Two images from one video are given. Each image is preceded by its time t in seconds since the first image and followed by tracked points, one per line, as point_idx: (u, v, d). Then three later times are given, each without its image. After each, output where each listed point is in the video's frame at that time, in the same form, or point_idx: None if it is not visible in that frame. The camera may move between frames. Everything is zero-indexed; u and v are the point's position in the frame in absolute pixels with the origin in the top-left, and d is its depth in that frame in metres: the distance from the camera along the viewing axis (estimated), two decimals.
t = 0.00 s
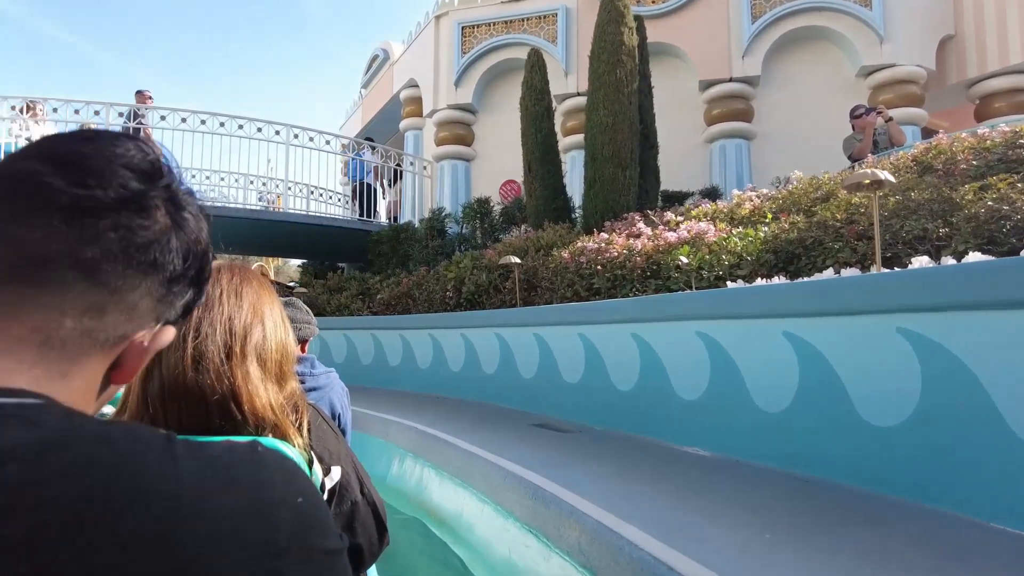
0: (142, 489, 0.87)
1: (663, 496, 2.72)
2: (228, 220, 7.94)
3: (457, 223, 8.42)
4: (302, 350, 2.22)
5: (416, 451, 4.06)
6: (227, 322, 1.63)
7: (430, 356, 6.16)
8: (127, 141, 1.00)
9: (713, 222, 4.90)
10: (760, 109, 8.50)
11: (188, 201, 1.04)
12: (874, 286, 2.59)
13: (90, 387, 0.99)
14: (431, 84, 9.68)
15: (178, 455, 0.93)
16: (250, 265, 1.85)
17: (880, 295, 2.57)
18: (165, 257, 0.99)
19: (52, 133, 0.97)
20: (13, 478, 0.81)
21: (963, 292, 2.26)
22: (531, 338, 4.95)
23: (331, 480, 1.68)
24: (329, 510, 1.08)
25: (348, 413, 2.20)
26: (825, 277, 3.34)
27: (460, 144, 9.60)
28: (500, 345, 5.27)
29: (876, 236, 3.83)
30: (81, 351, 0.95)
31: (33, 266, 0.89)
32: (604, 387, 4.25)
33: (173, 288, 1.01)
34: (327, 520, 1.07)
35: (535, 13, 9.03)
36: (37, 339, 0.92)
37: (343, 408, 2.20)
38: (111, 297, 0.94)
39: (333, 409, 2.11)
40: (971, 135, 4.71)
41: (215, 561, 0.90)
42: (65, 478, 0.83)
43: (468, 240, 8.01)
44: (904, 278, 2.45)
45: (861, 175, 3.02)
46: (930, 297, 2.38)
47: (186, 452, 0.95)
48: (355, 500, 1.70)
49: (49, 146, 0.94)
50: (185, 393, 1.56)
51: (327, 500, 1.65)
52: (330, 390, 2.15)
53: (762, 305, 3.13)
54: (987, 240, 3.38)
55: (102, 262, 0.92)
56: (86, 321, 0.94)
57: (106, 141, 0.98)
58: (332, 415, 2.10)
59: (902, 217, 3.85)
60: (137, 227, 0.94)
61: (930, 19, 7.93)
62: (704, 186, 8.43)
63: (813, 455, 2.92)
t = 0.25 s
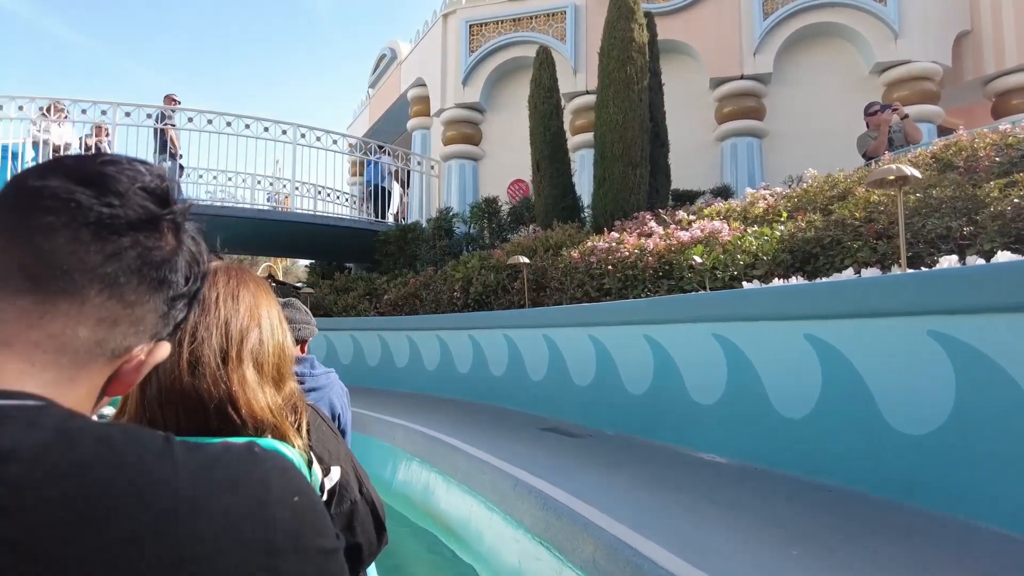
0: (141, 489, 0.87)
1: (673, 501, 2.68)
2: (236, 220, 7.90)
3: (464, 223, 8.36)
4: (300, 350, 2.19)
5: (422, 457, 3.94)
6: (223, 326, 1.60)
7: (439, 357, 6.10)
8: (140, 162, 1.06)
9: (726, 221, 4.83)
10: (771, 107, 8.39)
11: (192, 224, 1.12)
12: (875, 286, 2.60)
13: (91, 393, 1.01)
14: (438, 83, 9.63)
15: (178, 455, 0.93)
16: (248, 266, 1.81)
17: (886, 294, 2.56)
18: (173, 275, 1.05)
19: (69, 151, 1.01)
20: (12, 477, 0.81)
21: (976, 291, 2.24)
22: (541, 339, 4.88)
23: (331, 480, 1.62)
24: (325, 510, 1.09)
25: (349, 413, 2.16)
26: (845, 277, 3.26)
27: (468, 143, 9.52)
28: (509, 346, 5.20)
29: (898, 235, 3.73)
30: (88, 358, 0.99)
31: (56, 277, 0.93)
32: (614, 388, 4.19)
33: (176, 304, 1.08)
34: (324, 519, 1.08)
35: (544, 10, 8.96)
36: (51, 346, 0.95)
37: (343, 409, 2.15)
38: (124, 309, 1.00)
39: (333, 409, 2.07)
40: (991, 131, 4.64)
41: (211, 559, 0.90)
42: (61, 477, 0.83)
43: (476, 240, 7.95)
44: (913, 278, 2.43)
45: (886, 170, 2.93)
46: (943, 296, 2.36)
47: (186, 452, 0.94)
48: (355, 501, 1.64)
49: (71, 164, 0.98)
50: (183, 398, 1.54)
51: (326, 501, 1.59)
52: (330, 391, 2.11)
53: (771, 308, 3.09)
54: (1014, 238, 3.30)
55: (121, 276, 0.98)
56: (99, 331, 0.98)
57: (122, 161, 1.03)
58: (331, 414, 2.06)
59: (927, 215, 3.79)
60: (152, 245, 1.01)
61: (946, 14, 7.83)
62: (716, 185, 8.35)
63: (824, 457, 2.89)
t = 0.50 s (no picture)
0: (162, 483, 0.89)
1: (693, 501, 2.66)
2: (246, 219, 7.87)
3: (476, 222, 8.28)
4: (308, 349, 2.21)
5: (435, 460, 3.83)
6: (230, 325, 1.56)
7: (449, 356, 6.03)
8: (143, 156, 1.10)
9: (748, 218, 4.74)
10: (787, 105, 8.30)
11: (196, 215, 1.16)
12: (889, 287, 2.61)
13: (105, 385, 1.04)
14: (449, 81, 9.57)
15: (197, 451, 0.95)
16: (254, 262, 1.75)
17: (899, 295, 2.58)
18: (180, 266, 1.09)
19: (73, 145, 1.04)
20: (37, 471, 0.83)
21: (994, 293, 2.24)
22: (556, 339, 4.79)
23: (342, 479, 1.69)
24: (346, 505, 1.11)
25: (355, 412, 2.18)
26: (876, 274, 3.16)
27: (479, 141, 9.45)
28: (524, 347, 5.13)
29: (929, 231, 3.55)
30: (104, 351, 1.01)
31: (70, 269, 0.96)
32: (633, 390, 4.11)
33: (184, 293, 1.11)
34: (344, 514, 1.10)
35: (556, 6, 8.88)
36: (68, 338, 0.98)
37: (349, 408, 2.18)
38: (137, 300, 1.03)
39: (340, 407, 2.10)
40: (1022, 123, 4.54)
41: (235, 553, 0.91)
42: (85, 471, 0.85)
43: (487, 239, 7.88)
44: (928, 279, 2.45)
45: (926, 161, 2.85)
46: (960, 298, 2.37)
47: (205, 447, 0.97)
48: (365, 498, 1.72)
49: (78, 159, 1.01)
50: (191, 397, 1.52)
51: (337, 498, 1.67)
52: (336, 390, 2.13)
53: (795, 306, 3.05)
54: None
55: (133, 267, 1.01)
56: (114, 322, 1.01)
57: (126, 154, 1.07)
58: (338, 413, 2.09)
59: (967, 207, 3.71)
60: (161, 234, 1.05)
61: (967, 8, 7.70)
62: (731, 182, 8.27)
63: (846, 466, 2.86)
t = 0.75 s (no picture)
0: (178, 480, 0.87)
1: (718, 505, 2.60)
2: (259, 217, 7.84)
3: (488, 220, 8.20)
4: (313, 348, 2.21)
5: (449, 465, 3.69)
6: (236, 323, 1.53)
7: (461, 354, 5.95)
8: (159, 154, 1.07)
9: (767, 215, 4.65)
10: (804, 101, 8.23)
11: (210, 215, 1.13)
12: (894, 287, 2.52)
13: (117, 380, 0.99)
14: (461, 78, 9.51)
15: (210, 449, 0.93)
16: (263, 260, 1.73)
17: (900, 294, 2.51)
18: (194, 265, 1.05)
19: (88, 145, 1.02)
20: (54, 466, 0.80)
21: (985, 294, 2.21)
22: (570, 339, 4.69)
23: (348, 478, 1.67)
24: (354, 505, 1.11)
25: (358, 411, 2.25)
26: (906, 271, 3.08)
27: (491, 139, 9.38)
28: (537, 346, 5.03)
29: (959, 229, 3.52)
30: (118, 347, 0.97)
31: (85, 266, 0.92)
32: (648, 391, 3.99)
33: (198, 294, 1.08)
34: (352, 514, 1.10)
35: (568, 2, 8.79)
36: (83, 335, 0.93)
37: (352, 407, 2.25)
38: (151, 298, 0.99)
39: (344, 406, 2.16)
40: None
41: (249, 551, 0.90)
42: (101, 468, 0.83)
43: (499, 237, 7.81)
44: (915, 280, 2.41)
45: (966, 152, 2.77)
46: (952, 298, 2.33)
47: (218, 444, 0.95)
48: (368, 499, 1.70)
49: (93, 154, 0.99)
50: (197, 396, 1.51)
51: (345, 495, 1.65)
52: (342, 388, 2.21)
53: (806, 306, 2.94)
54: None
55: (148, 265, 0.98)
56: (128, 320, 0.97)
57: (141, 153, 1.04)
58: (342, 411, 2.15)
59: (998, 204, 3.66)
60: (175, 232, 1.01)
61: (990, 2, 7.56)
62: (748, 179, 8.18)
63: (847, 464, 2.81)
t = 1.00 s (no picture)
0: (177, 481, 0.90)
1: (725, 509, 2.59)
2: (273, 216, 7.84)
3: (501, 218, 8.11)
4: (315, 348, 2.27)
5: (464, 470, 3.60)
6: (240, 325, 1.54)
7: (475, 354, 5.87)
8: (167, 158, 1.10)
9: (790, 211, 4.56)
10: (824, 95, 8.16)
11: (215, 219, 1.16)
12: (906, 289, 2.50)
13: (119, 383, 1.03)
14: (474, 76, 9.46)
15: (212, 452, 0.96)
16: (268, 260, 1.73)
17: (906, 295, 2.52)
18: (197, 269, 1.08)
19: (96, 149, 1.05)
20: (55, 467, 0.84)
21: (992, 292, 2.21)
22: (586, 339, 4.60)
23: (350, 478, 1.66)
24: (355, 506, 1.15)
25: (362, 412, 2.22)
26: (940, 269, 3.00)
27: (505, 137, 9.32)
28: (552, 346, 4.95)
29: (999, 223, 3.39)
30: (120, 352, 1.01)
31: (89, 268, 0.95)
32: (665, 393, 3.90)
33: (200, 296, 1.11)
34: (351, 515, 1.14)
35: None
36: (87, 336, 0.97)
37: (356, 407, 2.22)
38: (152, 302, 1.02)
39: (348, 407, 2.14)
40: None
41: (250, 550, 0.93)
42: (101, 468, 0.86)
43: (513, 236, 7.74)
44: (925, 279, 2.40)
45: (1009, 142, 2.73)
46: (956, 297, 2.35)
47: (218, 447, 0.98)
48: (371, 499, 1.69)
49: (102, 158, 1.01)
50: (200, 396, 1.50)
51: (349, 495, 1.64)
52: (345, 390, 2.17)
53: (824, 305, 2.88)
54: None
55: (150, 268, 1.00)
56: (130, 323, 1.00)
57: (147, 157, 1.07)
58: (346, 413, 2.12)
59: None
60: (179, 236, 1.04)
61: None
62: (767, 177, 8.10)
63: (859, 464, 2.80)
